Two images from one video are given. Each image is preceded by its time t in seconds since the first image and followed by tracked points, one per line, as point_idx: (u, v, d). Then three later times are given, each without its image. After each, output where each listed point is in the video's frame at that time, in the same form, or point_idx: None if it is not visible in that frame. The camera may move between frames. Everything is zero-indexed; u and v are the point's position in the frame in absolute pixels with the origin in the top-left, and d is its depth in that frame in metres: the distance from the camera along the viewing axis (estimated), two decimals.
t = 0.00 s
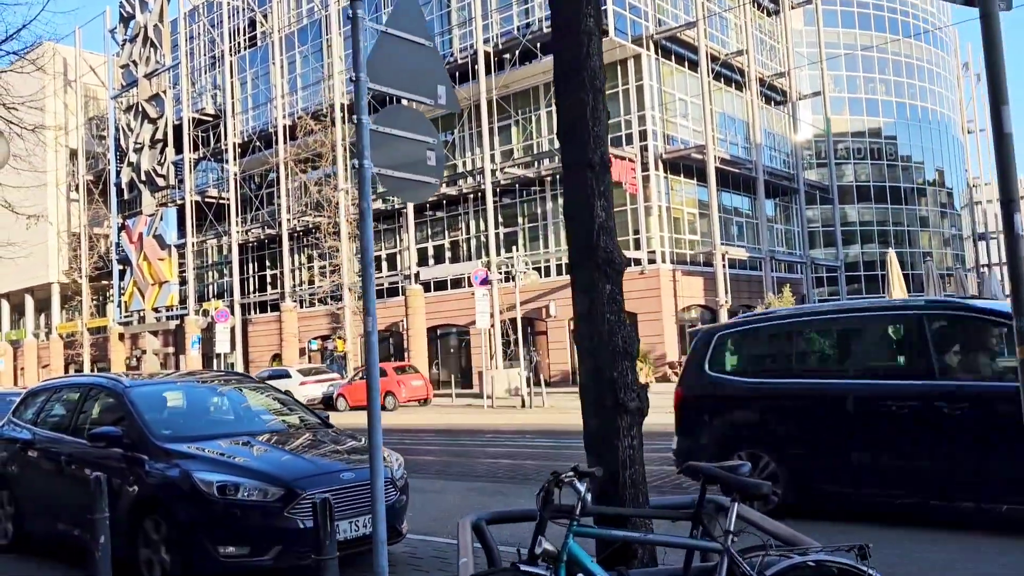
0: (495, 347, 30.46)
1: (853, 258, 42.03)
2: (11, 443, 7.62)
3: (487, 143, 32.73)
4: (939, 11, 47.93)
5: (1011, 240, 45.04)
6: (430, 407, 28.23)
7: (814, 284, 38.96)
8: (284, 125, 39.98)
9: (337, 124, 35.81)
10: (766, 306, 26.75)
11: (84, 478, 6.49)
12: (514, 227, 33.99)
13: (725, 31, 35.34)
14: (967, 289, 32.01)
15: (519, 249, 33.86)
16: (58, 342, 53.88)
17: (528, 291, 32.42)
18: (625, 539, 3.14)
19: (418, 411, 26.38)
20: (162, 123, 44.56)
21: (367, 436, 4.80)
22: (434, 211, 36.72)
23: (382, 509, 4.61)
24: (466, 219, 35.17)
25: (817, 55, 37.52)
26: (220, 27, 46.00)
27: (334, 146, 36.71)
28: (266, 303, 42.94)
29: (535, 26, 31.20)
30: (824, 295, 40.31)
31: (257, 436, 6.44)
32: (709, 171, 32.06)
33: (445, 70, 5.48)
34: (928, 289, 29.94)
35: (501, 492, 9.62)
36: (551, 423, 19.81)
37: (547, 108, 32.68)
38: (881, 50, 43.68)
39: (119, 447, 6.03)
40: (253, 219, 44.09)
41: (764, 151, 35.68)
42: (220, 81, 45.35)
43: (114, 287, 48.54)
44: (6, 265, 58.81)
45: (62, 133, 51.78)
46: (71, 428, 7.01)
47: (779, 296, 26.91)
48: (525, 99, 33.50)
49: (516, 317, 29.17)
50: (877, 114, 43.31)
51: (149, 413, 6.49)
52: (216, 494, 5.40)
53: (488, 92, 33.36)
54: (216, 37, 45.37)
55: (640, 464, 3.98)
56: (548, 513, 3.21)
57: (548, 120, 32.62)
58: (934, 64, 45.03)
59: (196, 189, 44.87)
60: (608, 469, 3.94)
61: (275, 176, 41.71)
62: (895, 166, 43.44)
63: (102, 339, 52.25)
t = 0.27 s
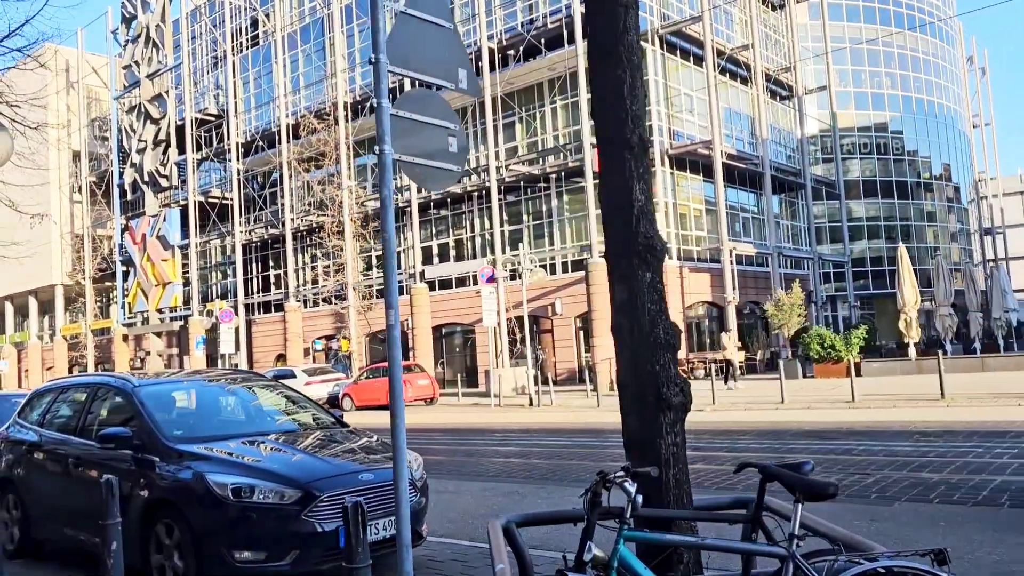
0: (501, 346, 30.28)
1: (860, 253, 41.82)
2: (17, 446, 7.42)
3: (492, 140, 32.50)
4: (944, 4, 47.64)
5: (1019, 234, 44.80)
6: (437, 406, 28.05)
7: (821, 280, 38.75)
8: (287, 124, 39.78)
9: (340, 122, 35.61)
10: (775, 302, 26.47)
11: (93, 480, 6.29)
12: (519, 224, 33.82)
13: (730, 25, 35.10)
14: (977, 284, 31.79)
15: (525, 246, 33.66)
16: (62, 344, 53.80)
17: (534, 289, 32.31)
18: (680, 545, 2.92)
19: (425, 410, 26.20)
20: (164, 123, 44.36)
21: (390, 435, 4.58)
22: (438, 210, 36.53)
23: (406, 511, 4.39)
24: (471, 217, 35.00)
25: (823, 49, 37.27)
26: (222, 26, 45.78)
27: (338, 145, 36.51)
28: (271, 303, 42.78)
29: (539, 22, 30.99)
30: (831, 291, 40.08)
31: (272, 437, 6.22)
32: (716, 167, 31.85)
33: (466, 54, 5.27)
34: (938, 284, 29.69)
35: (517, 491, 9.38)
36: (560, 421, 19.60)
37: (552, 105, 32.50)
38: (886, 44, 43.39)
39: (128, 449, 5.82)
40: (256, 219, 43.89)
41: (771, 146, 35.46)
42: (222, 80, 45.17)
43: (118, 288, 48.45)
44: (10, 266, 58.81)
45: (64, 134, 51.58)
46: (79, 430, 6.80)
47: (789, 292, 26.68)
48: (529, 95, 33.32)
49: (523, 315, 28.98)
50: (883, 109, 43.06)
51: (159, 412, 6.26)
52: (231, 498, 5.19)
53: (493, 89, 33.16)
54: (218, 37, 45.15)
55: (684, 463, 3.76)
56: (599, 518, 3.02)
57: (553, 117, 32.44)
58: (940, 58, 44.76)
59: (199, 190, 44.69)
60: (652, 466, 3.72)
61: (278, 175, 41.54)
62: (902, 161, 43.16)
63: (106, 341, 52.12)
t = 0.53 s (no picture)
0: (506, 344, 30.02)
1: (867, 249, 41.53)
2: (20, 452, 7.18)
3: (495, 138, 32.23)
4: None
5: None
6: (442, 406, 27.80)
7: (827, 277, 38.48)
8: (288, 122, 39.51)
9: (342, 121, 35.37)
10: (783, 299, 26.18)
11: (99, 486, 6.05)
12: (523, 223, 33.57)
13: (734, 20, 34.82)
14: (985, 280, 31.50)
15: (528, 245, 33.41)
16: (64, 346, 53.59)
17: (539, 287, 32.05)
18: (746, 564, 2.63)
19: (430, 410, 25.95)
20: (164, 123, 44.12)
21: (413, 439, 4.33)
22: (441, 208, 36.29)
23: (431, 520, 4.15)
24: (475, 215, 34.77)
25: (828, 44, 37.01)
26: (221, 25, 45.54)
27: (339, 143, 36.24)
28: (273, 303, 42.52)
29: (542, 18, 30.73)
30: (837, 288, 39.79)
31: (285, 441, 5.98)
32: (722, 163, 31.60)
33: (487, 39, 5.01)
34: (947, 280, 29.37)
35: (531, 494, 9.11)
36: (568, 421, 19.33)
37: (555, 101, 32.24)
38: (890, 39, 43.10)
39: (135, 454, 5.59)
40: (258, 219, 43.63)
41: (776, 142, 35.18)
42: (223, 80, 44.93)
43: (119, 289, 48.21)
44: (11, 268, 58.58)
45: (64, 135, 51.32)
46: (83, 435, 6.56)
47: (797, 289, 26.38)
48: (533, 92, 33.07)
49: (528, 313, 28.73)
50: (888, 104, 42.77)
51: (167, 415, 6.02)
52: (244, 507, 4.94)
53: (497, 86, 32.84)
54: (218, 36, 44.88)
55: (732, 468, 3.51)
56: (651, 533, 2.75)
57: (557, 113, 32.21)
58: (945, 52, 44.47)
59: (200, 189, 44.43)
60: (698, 471, 3.47)
61: (280, 175, 41.28)
62: (907, 156, 42.85)
63: (107, 342, 51.86)
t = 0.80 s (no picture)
0: (512, 345, 29.82)
1: (873, 248, 41.28)
2: (24, 456, 6.95)
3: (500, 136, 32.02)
4: None
5: None
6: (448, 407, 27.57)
7: (833, 275, 38.23)
8: (291, 122, 39.27)
9: (345, 120, 35.13)
10: (793, 297, 25.92)
11: (107, 491, 5.82)
12: (528, 222, 33.36)
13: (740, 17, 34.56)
14: (994, 277, 31.23)
15: (534, 244, 33.20)
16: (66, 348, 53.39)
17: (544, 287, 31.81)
18: None
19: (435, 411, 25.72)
20: (166, 123, 43.98)
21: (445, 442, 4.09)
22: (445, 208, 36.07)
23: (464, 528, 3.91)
24: (479, 215, 34.55)
25: (833, 41, 36.78)
26: (223, 25, 45.32)
27: (342, 143, 35.99)
28: (276, 305, 42.26)
29: (547, 16, 30.51)
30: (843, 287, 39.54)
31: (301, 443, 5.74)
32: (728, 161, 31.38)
33: (515, 22, 4.76)
34: (957, 278, 29.09)
35: (548, 497, 8.85)
36: (577, 422, 19.10)
37: (560, 100, 32.07)
38: (896, 36, 42.85)
39: (147, 457, 5.37)
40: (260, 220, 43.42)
41: (782, 140, 34.95)
42: (225, 81, 44.74)
43: (122, 291, 48.05)
44: (13, 270, 58.40)
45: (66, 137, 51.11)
46: (90, 438, 6.32)
47: (807, 287, 26.09)
48: (537, 91, 32.84)
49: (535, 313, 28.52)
50: (893, 101, 42.52)
51: (177, 417, 5.77)
52: (262, 512, 4.71)
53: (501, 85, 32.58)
54: (220, 36, 44.65)
55: (791, 469, 3.28)
56: (721, 545, 2.48)
57: (562, 112, 32.02)
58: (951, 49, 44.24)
59: (202, 190, 44.19)
60: (755, 473, 3.23)
61: (282, 175, 41.05)
62: (913, 154, 42.58)
63: (109, 344, 51.64)
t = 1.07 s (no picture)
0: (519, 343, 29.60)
1: (881, 245, 41.04)
2: (33, 459, 6.73)
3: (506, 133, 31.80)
4: None
5: None
6: (455, 406, 27.35)
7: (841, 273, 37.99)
8: (296, 120, 39.06)
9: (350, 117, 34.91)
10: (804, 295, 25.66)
11: (120, 496, 5.59)
12: (534, 220, 33.12)
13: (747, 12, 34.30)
14: (1006, 275, 30.97)
15: (541, 242, 32.98)
16: (69, 348, 53.25)
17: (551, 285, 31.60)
18: None
19: (443, 410, 25.52)
20: (170, 122, 43.84)
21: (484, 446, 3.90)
22: (450, 206, 35.84)
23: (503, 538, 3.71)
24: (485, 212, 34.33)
25: (841, 37, 36.49)
26: (227, 23, 45.10)
27: (348, 140, 35.74)
28: (280, 304, 42.07)
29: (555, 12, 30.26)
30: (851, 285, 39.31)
31: (322, 445, 5.51)
32: (737, 157, 31.17)
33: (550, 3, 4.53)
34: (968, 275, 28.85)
35: (570, 498, 8.59)
36: (589, 420, 18.89)
37: (567, 97, 31.85)
38: (904, 31, 42.59)
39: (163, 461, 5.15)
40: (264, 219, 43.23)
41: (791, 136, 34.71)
42: (229, 79, 44.53)
43: (125, 290, 47.92)
44: (16, 270, 58.24)
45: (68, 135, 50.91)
46: (102, 440, 6.10)
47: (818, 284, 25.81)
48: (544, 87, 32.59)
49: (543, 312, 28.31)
50: (901, 98, 42.25)
51: (194, 416, 5.55)
52: (287, 519, 4.49)
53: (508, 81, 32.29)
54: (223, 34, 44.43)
55: (864, 475, 3.06)
56: (813, 567, 2.27)
57: (569, 109, 31.79)
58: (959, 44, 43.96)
59: (206, 189, 44.00)
60: (826, 478, 3.01)
61: (287, 173, 40.85)
62: (921, 150, 42.30)
63: (113, 344, 51.51)
